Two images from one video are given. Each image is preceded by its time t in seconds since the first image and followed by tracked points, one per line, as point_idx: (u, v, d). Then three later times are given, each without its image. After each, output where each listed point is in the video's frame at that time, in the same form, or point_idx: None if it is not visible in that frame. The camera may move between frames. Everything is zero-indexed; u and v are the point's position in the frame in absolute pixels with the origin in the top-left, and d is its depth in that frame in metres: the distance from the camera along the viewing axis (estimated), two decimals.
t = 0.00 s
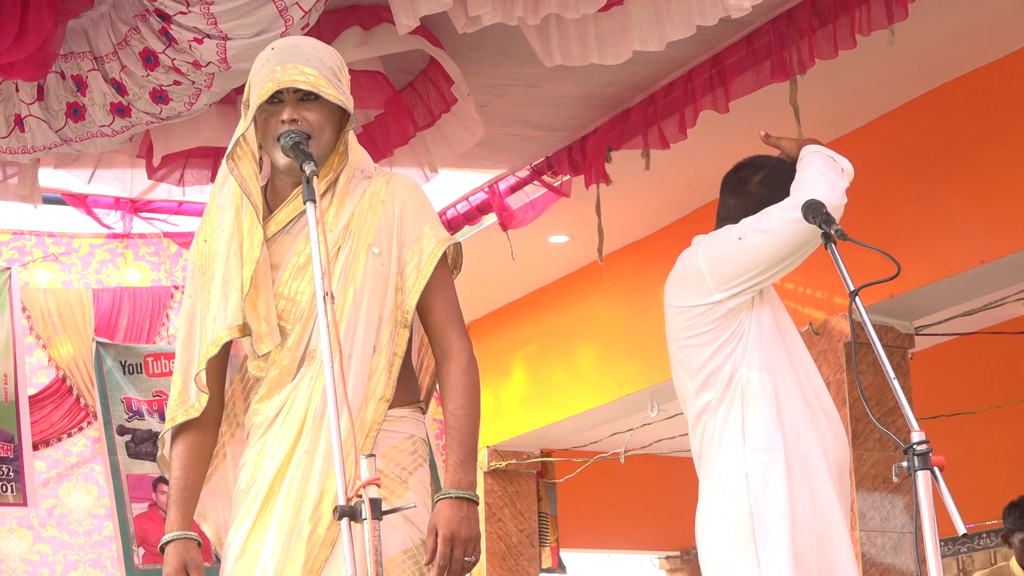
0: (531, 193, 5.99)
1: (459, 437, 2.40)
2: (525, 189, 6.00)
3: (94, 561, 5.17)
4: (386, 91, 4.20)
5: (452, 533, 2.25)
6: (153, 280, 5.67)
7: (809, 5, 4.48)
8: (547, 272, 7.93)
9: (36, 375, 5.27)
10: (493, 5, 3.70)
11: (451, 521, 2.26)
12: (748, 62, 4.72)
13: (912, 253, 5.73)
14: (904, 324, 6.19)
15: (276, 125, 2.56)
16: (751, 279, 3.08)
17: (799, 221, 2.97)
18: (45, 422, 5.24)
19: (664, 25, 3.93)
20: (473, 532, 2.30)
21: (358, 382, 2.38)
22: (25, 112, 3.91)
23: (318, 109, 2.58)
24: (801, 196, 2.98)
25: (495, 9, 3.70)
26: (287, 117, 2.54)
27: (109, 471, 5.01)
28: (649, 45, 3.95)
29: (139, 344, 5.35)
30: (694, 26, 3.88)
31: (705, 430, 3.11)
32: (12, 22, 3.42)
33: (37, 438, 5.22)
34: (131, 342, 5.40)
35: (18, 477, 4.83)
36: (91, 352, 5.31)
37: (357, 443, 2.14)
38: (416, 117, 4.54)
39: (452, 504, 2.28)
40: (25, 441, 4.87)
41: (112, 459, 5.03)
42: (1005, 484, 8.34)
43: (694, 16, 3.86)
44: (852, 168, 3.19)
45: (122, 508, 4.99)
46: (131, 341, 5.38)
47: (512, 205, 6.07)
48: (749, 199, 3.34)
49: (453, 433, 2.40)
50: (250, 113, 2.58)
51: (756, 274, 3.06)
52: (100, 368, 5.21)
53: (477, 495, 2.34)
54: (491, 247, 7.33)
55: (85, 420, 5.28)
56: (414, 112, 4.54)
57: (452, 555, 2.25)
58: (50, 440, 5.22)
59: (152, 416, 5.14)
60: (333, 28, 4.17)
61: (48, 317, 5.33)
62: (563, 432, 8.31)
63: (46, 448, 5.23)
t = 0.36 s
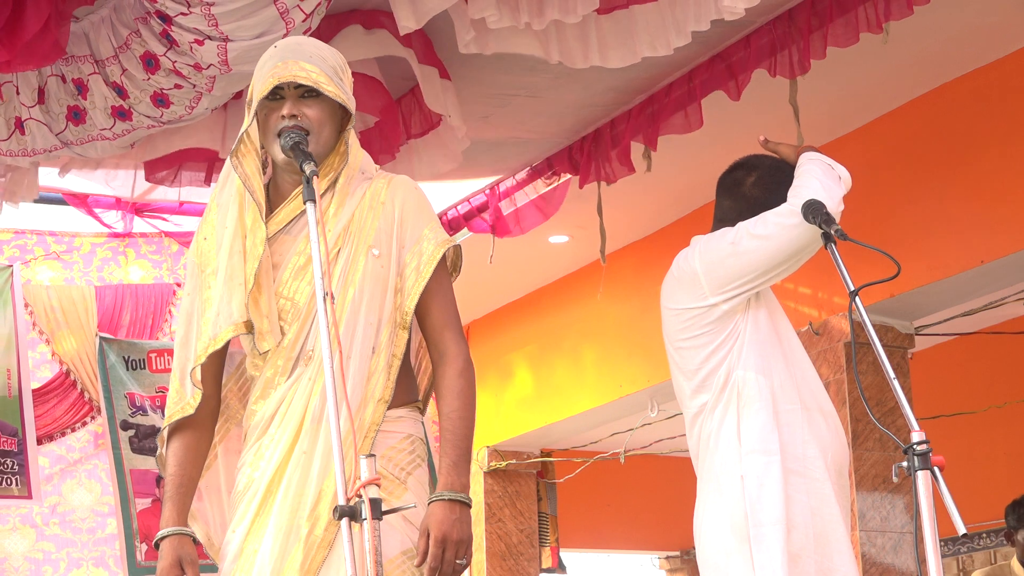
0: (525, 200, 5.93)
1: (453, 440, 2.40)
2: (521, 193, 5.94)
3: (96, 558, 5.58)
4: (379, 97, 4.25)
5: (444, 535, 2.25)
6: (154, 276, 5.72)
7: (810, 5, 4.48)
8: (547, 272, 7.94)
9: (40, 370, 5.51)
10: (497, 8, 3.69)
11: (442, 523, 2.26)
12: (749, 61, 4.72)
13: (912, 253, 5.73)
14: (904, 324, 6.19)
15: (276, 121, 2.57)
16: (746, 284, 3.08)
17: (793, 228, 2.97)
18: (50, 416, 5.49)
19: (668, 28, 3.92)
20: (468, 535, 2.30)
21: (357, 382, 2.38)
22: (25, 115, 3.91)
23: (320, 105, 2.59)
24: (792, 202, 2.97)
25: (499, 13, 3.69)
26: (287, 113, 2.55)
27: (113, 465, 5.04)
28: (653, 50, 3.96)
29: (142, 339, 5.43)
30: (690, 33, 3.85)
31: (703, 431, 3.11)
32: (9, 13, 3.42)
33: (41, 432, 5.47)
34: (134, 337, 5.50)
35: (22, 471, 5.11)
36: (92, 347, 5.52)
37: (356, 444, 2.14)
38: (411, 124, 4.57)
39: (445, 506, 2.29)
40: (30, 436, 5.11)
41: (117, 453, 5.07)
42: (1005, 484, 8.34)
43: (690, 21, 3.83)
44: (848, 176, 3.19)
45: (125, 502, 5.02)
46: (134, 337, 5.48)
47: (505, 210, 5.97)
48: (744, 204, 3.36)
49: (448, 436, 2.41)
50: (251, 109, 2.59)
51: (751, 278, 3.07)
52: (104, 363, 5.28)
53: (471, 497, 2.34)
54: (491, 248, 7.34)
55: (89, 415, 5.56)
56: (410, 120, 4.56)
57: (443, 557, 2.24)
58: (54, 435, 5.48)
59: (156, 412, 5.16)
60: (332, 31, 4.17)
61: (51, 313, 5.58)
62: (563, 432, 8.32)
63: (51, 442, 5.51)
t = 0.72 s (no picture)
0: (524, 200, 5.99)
1: (455, 439, 2.40)
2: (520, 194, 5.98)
3: (97, 561, 5.27)
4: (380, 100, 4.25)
5: (448, 535, 2.25)
6: (154, 277, 5.61)
7: (808, 6, 4.48)
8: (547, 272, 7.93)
9: (39, 370, 5.35)
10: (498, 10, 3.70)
11: (445, 523, 2.26)
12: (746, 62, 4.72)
13: (912, 253, 5.73)
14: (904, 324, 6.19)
15: (276, 124, 2.57)
16: (746, 287, 3.08)
17: (791, 233, 2.95)
18: (48, 417, 5.30)
19: (670, 28, 3.91)
20: (471, 535, 2.30)
21: (357, 383, 2.38)
22: (25, 113, 3.91)
23: (320, 107, 2.59)
24: (789, 207, 2.96)
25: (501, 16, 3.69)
26: (287, 117, 2.55)
27: (113, 467, 5.00)
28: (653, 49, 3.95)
29: (142, 340, 5.36)
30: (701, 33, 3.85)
31: (703, 432, 3.11)
32: (9, 11, 3.42)
33: (40, 434, 5.28)
34: (134, 337, 5.41)
35: (22, 473, 4.91)
36: (92, 348, 5.39)
37: (357, 444, 2.14)
38: (411, 126, 4.58)
39: (448, 506, 2.29)
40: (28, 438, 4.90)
41: (116, 456, 5.03)
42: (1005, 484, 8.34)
43: (699, 23, 3.82)
44: (849, 179, 3.16)
45: (124, 503, 4.99)
46: (133, 338, 5.40)
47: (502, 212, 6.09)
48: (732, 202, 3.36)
49: (450, 436, 2.41)
50: (250, 112, 2.59)
51: (750, 282, 3.06)
52: (103, 364, 5.23)
53: (474, 498, 2.34)
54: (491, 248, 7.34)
55: (89, 416, 5.36)
56: (408, 121, 4.58)
57: (446, 558, 2.25)
58: (54, 436, 5.27)
59: (155, 413, 5.12)
60: (333, 32, 4.18)
61: (51, 312, 5.41)
62: (563, 432, 8.31)
63: (49, 444, 5.28)
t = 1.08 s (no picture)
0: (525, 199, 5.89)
1: (456, 440, 2.40)
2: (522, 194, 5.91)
3: (95, 561, 5.18)
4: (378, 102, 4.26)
5: (450, 536, 2.25)
6: (153, 277, 5.62)
7: (806, 6, 4.49)
8: (547, 272, 7.93)
9: (36, 373, 5.27)
10: (490, 10, 3.71)
11: (447, 523, 2.26)
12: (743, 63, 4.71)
13: (912, 254, 5.72)
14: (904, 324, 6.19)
15: (276, 127, 2.57)
16: (746, 291, 3.07)
17: (791, 238, 2.95)
18: (45, 420, 5.22)
19: (660, 24, 3.92)
20: (474, 536, 2.30)
21: (358, 384, 2.38)
22: (25, 111, 3.89)
23: (319, 110, 2.58)
24: (789, 212, 2.95)
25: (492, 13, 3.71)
26: (286, 120, 2.54)
27: (110, 469, 5.01)
28: (643, 46, 3.95)
29: (140, 341, 5.33)
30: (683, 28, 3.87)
31: (703, 433, 3.11)
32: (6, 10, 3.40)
33: (37, 436, 5.20)
34: (132, 339, 5.39)
35: (19, 475, 4.85)
36: (91, 349, 5.34)
37: (356, 444, 2.14)
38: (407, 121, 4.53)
39: (450, 506, 2.28)
40: (25, 438, 4.89)
41: (113, 457, 5.04)
42: (1005, 484, 8.32)
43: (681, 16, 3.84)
44: (847, 183, 3.13)
45: (122, 506, 4.99)
46: (131, 339, 5.38)
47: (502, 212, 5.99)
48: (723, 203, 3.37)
49: (451, 436, 2.40)
50: (250, 116, 2.59)
51: (751, 286, 3.06)
52: (101, 367, 5.18)
53: (477, 498, 2.34)
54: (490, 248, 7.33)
55: (86, 419, 5.28)
56: (405, 116, 4.53)
57: (449, 558, 2.25)
58: (50, 438, 5.21)
59: (152, 415, 5.12)
60: (332, 29, 4.17)
61: (49, 314, 5.34)
62: (564, 432, 8.31)
63: (47, 446, 5.21)
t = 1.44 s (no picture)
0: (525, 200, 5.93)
1: (457, 440, 2.39)
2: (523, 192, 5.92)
3: (93, 562, 5.17)
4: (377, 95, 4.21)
5: (450, 536, 2.25)
6: (152, 279, 5.62)
7: (808, 6, 4.48)
8: (546, 272, 7.93)
9: (36, 374, 5.28)
10: (488, 6, 3.70)
11: (448, 524, 2.26)
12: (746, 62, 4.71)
13: (912, 253, 5.72)
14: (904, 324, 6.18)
15: (276, 130, 2.57)
16: (743, 295, 3.07)
17: (788, 245, 2.94)
18: (44, 420, 5.22)
19: (662, 23, 3.91)
20: (475, 536, 2.30)
21: (358, 385, 2.38)
22: (24, 109, 3.89)
23: (319, 112, 2.58)
24: (787, 219, 2.94)
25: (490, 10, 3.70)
26: (286, 123, 2.54)
27: (109, 469, 5.01)
28: (649, 43, 3.93)
29: (139, 342, 5.33)
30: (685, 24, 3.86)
31: (703, 434, 3.10)
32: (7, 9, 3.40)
33: (37, 437, 5.20)
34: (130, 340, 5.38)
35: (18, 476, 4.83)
36: (89, 351, 5.31)
37: (356, 444, 2.14)
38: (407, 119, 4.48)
39: (450, 507, 2.28)
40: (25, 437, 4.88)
41: (112, 457, 5.04)
42: (1006, 484, 8.30)
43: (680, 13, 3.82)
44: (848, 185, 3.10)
45: (122, 507, 4.99)
46: (131, 340, 5.37)
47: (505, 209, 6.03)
48: (716, 203, 3.37)
49: (452, 437, 2.40)
50: (249, 118, 2.58)
51: (748, 290, 3.05)
52: (100, 367, 5.20)
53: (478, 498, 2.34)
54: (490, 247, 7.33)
55: (84, 419, 5.26)
56: (405, 116, 4.48)
57: (449, 559, 2.24)
58: (49, 439, 5.20)
59: (151, 416, 5.12)
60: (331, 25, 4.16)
61: (48, 315, 5.34)
62: (564, 432, 8.31)
63: (46, 447, 5.21)
